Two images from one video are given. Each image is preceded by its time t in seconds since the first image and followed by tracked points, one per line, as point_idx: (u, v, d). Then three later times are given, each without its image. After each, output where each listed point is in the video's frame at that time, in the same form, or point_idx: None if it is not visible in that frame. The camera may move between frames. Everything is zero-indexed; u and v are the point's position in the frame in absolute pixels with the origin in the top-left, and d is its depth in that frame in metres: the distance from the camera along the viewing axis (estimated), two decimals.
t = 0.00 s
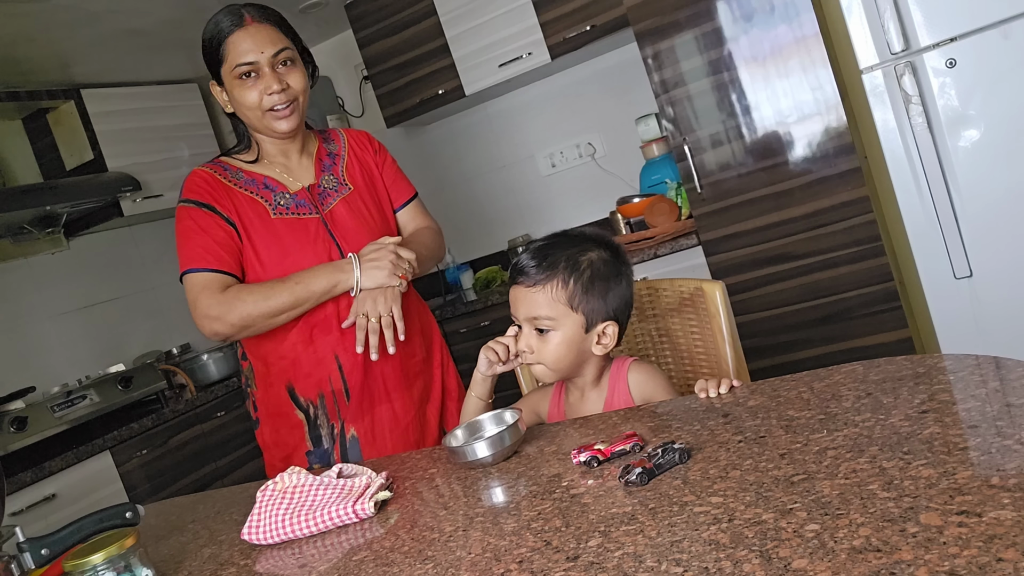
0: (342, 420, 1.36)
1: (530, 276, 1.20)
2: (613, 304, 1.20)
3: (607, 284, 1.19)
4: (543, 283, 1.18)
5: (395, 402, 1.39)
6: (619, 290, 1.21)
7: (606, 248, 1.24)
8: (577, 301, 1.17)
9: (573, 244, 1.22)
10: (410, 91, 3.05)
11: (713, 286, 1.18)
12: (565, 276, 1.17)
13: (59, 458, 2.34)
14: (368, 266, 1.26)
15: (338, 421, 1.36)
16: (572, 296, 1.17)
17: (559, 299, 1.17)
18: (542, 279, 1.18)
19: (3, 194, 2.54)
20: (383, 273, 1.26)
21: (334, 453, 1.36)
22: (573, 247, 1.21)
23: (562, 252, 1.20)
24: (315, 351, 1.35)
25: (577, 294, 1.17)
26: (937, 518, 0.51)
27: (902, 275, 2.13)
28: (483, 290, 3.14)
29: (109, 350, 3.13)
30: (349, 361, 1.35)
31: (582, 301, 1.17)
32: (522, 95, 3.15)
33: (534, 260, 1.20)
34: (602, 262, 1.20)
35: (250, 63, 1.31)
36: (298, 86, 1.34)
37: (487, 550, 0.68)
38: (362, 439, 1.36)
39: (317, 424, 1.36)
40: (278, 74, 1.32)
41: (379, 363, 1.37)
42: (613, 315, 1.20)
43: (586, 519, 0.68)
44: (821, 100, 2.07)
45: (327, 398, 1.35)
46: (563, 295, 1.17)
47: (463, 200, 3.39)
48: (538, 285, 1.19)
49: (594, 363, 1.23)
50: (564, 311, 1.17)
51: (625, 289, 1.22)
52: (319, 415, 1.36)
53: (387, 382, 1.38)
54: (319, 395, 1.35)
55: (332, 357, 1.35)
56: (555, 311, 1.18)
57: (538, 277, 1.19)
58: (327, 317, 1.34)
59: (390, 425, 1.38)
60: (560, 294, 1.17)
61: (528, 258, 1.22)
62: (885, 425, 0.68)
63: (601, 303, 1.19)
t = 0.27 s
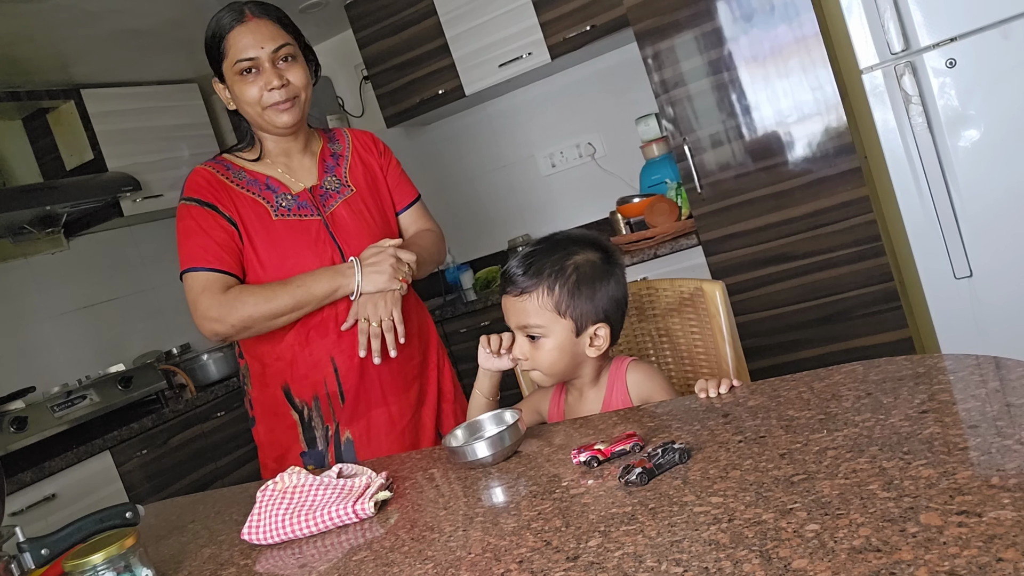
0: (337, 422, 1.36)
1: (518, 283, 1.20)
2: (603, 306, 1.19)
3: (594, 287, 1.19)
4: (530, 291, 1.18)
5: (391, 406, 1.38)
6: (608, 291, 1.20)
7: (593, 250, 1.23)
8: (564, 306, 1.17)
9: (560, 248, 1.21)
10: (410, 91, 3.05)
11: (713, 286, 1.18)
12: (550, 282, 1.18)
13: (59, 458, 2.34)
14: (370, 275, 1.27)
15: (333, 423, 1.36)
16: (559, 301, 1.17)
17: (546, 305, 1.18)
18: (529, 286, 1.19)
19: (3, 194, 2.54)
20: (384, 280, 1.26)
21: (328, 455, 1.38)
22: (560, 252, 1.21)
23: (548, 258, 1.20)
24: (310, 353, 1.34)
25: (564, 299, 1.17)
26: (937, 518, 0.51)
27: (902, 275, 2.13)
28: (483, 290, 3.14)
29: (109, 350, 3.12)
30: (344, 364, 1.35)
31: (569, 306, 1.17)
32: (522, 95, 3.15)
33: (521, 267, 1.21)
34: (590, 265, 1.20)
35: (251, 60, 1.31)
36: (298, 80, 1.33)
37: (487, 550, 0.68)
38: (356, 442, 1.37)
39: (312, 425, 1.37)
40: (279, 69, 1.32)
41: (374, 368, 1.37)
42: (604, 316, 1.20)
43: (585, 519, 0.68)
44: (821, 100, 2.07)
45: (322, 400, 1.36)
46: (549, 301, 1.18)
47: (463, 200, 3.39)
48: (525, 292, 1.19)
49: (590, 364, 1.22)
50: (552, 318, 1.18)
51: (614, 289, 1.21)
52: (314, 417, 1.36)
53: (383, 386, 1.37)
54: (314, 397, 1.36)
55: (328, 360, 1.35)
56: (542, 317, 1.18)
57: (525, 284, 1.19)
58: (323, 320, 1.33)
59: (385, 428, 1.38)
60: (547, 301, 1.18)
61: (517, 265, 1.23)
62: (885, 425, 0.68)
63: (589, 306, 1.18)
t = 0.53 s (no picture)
0: (320, 423, 1.37)
1: (518, 283, 1.21)
2: (601, 309, 1.19)
3: (593, 290, 1.18)
4: (529, 292, 1.19)
5: (377, 410, 1.39)
6: (607, 294, 1.20)
7: (594, 252, 1.23)
8: (562, 307, 1.17)
9: (561, 250, 1.22)
10: (410, 91, 3.05)
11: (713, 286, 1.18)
12: (549, 283, 1.18)
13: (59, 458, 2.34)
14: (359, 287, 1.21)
15: (316, 423, 1.37)
16: (557, 303, 1.17)
17: (544, 306, 1.18)
18: (529, 286, 1.19)
19: (3, 194, 2.53)
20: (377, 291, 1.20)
21: (312, 454, 1.38)
22: (560, 253, 1.21)
23: (547, 259, 1.20)
24: (298, 354, 1.36)
25: (563, 300, 1.17)
26: (937, 518, 0.51)
27: (902, 275, 2.13)
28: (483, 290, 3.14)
29: (109, 350, 3.13)
30: (331, 367, 1.36)
31: (567, 307, 1.17)
32: (522, 95, 3.15)
33: (522, 267, 1.21)
34: (589, 267, 1.20)
35: (253, 60, 1.30)
36: (302, 77, 1.32)
37: (487, 550, 0.68)
38: (341, 444, 1.38)
39: (296, 421, 1.38)
40: (283, 68, 1.31)
41: (361, 372, 1.37)
42: (603, 319, 1.20)
43: (585, 519, 0.68)
44: (821, 100, 2.07)
45: (306, 399, 1.37)
46: (548, 302, 1.18)
47: (463, 200, 3.39)
48: (524, 293, 1.19)
49: (588, 365, 1.22)
50: (550, 318, 1.18)
51: (614, 292, 1.21)
52: (298, 414, 1.38)
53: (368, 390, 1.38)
54: (299, 395, 1.37)
55: (315, 361, 1.36)
56: (540, 318, 1.18)
57: (525, 284, 1.19)
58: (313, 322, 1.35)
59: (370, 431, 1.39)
60: (545, 302, 1.18)
61: (517, 266, 1.23)
62: (885, 425, 0.68)
63: (588, 308, 1.18)
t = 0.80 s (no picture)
0: (308, 426, 1.38)
1: (521, 280, 1.21)
2: (602, 310, 1.19)
3: (595, 290, 1.18)
4: (532, 289, 1.19)
5: (363, 412, 1.40)
6: (609, 295, 1.20)
7: (598, 253, 1.23)
8: (563, 306, 1.17)
9: (566, 249, 1.22)
10: (410, 91, 3.05)
11: (713, 286, 1.18)
12: (552, 281, 1.18)
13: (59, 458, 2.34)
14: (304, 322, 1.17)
15: (302, 426, 1.38)
16: (558, 301, 1.17)
17: (546, 304, 1.18)
18: (532, 283, 1.19)
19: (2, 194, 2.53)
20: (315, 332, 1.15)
21: (301, 456, 1.39)
22: (565, 252, 1.21)
23: (551, 257, 1.20)
24: (284, 357, 1.38)
25: (564, 299, 1.17)
26: (937, 518, 0.51)
27: (901, 275, 2.13)
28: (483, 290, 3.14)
29: (109, 350, 3.13)
30: (315, 371, 1.37)
31: (568, 306, 1.17)
32: (522, 95, 3.15)
33: (526, 264, 1.21)
34: (592, 268, 1.20)
35: (244, 66, 1.31)
36: (291, 87, 1.33)
37: (487, 550, 0.68)
38: (329, 446, 1.39)
39: (283, 425, 1.39)
40: (273, 76, 1.32)
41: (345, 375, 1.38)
42: (603, 321, 1.20)
43: (586, 519, 0.68)
44: (821, 100, 2.07)
45: (292, 402, 1.38)
46: (549, 300, 1.18)
47: (462, 200, 3.39)
48: (526, 290, 1.19)
49: (587, 367, 1.22)
50: (552, 317, 1.18)
51: (616, 293, 1.21)
52: (284, 417, 1.39)
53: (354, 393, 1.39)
54: (285, 398, 1.38)
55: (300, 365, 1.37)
56: (541, 316, 1.18)
57: (528, 281, 1.19)
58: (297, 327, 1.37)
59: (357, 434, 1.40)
60: (547, 300, 1.18)
61: (521, 263, 1.23)
62: (885, 425, 0.68)
63: (589, 309, 1.18)
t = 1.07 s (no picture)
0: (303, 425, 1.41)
1: (524, 277, 1.21)
2: (604, 311, 1.19)
3: (597, 290, 1.18)
4: (534, 286, 1.19)
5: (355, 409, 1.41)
6: (611, 295, 1.20)
7: (601, 253, 1.23)
8: (565, 305, 1.18)
9: (570, 248, 1.22)
10: (410, 92, 3.05)
11: (713, 286, 1.18)
12: (554, 279, 1.18)
13: (59, 458, 2.34)
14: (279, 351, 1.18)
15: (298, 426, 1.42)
16: (560, 300, 1.18)
17: (548, 302, 1.18)
18: (535, 281, 1.19)
19: (2, 194, 2.53)
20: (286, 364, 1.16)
21: (300, 454, 1.43)
22: (568, 251, 1.21)
23: (554, 256, 1.20)
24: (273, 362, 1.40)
25: (566, 298, 1.17)
26: (937, 518, 0.51)
27: (901, 275, 2.13)
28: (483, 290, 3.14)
29: (109, 350, 3.13)
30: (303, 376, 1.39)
31: (570, 305, 1.17)
32: (521, 95, 3.15)
33: (529, 262, 1.21)
34: (595, 267, 1.20)
35: (227, 80, 1.32)
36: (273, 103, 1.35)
37: (487, 550, 0.68)
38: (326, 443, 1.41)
39: (279, 425, 1.43)
40: (255, 92, 1.33)
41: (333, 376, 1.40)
42: (605, 321, 1.20)
43: (586, 519, 0.68)
44: (821, 100, 2.07)
45: (285, 404, 1.41)
46: (551, 298, 1.18)
47: (462, 200, 3.39)
48: (529, 287, 1.20)
49: (587, 366, 1.22)
50: (553, 315, 1.18)
51: (618, 294, 1.21)
52: (281, 417, 1.43)
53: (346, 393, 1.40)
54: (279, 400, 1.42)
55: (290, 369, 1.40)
56: (542, 313, 1.19)
57: (530, 278, 1.20)
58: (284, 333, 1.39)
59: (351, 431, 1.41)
60: (549, 298, 1.18)
61: (525, 260, 1.23)
62: (886, 425, 0.68)
63: (591, 308, 1.18)
